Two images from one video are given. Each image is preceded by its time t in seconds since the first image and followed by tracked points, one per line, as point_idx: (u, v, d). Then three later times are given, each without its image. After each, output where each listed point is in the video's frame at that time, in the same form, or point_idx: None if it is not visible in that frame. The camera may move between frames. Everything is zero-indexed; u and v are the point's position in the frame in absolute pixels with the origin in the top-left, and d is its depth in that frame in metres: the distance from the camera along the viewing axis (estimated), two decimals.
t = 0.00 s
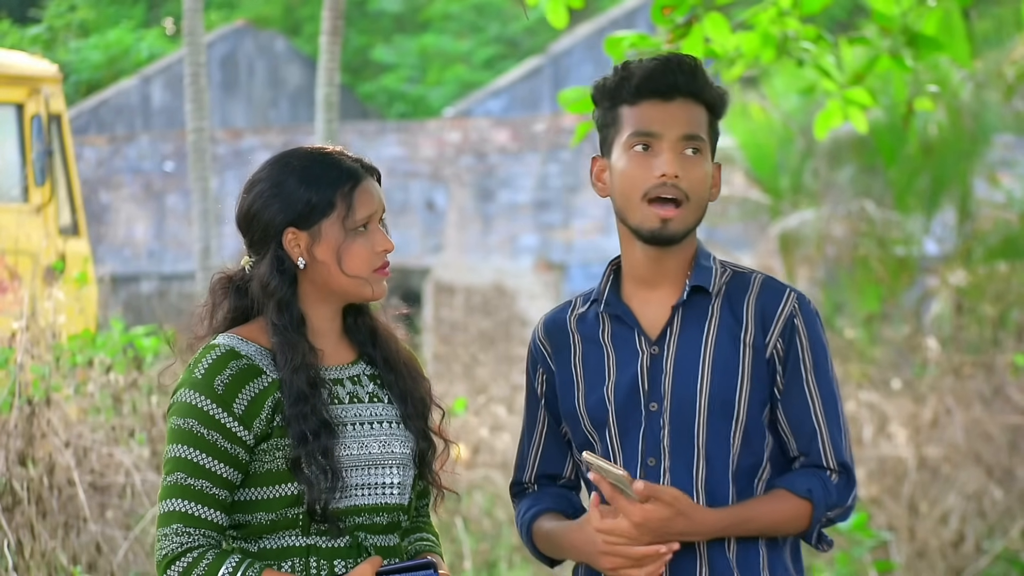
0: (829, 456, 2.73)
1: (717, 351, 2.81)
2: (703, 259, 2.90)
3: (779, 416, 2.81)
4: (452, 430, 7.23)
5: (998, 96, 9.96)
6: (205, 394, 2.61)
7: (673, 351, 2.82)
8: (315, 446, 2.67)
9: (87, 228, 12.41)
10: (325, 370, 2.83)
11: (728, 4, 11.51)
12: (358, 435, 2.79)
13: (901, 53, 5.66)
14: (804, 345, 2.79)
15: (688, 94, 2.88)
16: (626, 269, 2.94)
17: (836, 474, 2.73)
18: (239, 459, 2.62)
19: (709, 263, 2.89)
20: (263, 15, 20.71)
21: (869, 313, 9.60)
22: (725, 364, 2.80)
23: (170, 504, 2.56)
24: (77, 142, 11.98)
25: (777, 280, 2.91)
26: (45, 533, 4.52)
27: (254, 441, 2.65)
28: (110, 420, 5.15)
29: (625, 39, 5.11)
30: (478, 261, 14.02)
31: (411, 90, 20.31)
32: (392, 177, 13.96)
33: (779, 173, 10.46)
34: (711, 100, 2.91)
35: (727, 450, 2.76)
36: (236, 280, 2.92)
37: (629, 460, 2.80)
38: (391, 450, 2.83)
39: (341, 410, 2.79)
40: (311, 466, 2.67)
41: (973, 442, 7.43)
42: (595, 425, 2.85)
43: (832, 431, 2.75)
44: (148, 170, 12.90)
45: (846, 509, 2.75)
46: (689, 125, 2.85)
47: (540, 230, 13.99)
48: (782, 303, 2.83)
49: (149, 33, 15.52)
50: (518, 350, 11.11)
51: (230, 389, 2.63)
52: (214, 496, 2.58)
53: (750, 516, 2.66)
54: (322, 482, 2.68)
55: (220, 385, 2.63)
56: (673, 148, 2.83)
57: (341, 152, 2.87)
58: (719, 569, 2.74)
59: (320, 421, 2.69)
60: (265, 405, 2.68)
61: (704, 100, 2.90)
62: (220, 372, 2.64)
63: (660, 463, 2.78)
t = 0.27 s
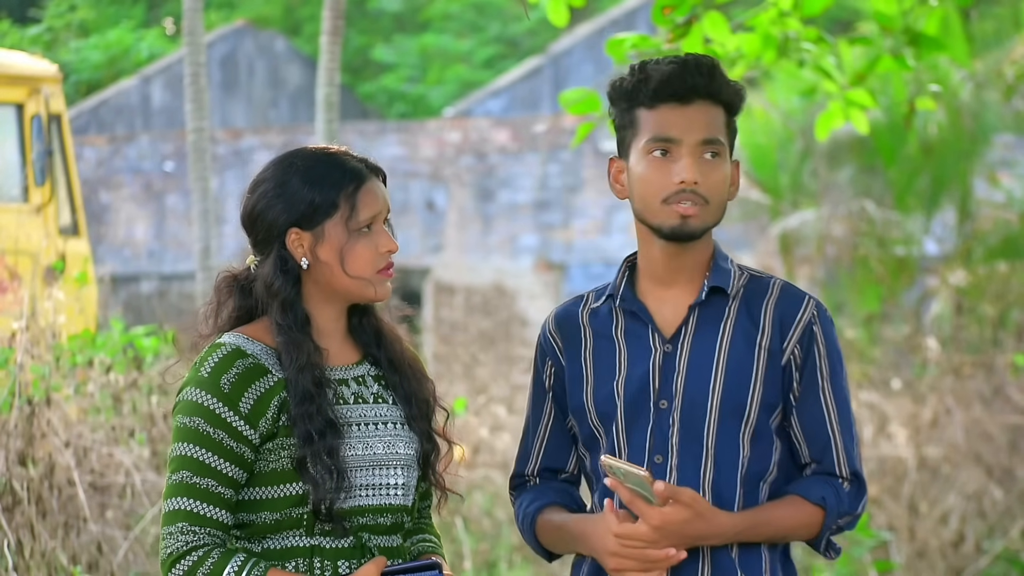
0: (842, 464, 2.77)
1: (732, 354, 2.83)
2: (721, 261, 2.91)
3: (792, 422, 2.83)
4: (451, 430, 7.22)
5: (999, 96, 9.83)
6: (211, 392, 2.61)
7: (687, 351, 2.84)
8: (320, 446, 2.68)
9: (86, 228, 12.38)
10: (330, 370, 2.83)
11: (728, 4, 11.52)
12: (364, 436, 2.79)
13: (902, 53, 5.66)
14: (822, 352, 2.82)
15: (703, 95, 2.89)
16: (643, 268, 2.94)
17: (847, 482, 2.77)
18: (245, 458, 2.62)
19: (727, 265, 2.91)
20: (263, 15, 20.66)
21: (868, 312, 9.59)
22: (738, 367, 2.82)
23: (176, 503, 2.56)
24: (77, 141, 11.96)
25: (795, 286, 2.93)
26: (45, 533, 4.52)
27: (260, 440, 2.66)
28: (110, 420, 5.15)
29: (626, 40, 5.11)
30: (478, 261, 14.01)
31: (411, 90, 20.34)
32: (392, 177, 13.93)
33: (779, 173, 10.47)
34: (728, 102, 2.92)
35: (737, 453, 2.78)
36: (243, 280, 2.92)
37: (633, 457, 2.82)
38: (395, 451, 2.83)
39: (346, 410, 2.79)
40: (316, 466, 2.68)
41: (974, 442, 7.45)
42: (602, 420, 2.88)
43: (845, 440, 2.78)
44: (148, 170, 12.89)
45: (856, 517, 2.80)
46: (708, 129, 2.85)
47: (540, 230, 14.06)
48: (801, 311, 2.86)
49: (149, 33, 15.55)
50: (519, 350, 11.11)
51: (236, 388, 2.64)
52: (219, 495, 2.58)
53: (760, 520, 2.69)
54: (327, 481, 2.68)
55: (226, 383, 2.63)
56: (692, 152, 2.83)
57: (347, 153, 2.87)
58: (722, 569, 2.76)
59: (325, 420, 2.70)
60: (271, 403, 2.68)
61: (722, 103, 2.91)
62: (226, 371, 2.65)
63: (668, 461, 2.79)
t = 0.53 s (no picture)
0: (847, 471, 2.71)
1: (735, 360, 2.78)
2: (730, 266, 2.87)
3: (796, 428, 2.78)
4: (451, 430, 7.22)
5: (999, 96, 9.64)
6: (216, 390, 2.62)
7: (692, 354, 2.81)
8: (325, 444, 2.67)
9: (87, 228, 12.39)
10: (335, 370, 2.82)
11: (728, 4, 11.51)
12: (368, 435, 2.79)
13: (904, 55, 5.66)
14: (824, 356, 2.76)
15: (699, 86, 2.90)
16: (656, 270, 2.93)
17: (853, 489, 2.71)
18: (249, 456, 2.63)
19: (736, 268, 2.87)
20: (263, 16, 20.65)
21: (869, 313, 9.63)
22: (741, 374, 2.77)
23: (180, 500, 2.57)
24: (77, 141, 11.97)
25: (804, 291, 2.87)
26: (45, 533, 4.52)
27: (264, 437, 2.66)
28: (110, 420, 5.15)
29: (627, 40, 5.11)
30: (478, 261, 14.00)
31: (411, 89, 20.39)
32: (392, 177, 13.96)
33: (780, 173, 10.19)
34: (734, 97, 2.90)
35: (738, 458, 2.74)
36: (244, 279, 2.91)
37: (639, 462, 2.79)
38: (400, 451, 2.82)
39: (351, 410, 2.79)
40: (321, 464, 2.67)
41: (974, 442, 7.44)
42: (610, 423, 2.85)
43: (849, 447, 2.72)
44: (148, 170, 12.90)
45: (865, 525, 2.73)
46: (699, 118, 2.85)
47: (540, 230, 14.08)
48: (804, 315, 2.80)
49: (149, 33, 15.56)
50: (519, 350, 11.11)
51: (241, 385, 2.64)
52: (224, 492, 2.58)
53: (753, 526, 2.64)
54: (331, 480, 2.67)
55: (232, 380, 2.64)
56: (679, 139, 2.84)
57: (351, 152, 2.86)
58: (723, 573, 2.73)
59: (330, 419, 2.69)
60: (276, 402, 2.68)
61: (724, 96, 2.90)
62: (231, 368, 2.65)
63: (670, 468, 2.76)
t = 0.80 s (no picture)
0: (835, 485, 2.66)
1: (731, 369, 2.75)
2: (739, 274, 2.83)
3: (790, 439, 2.73)
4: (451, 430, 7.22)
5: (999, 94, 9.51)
6: (219, 388, 2.61)
7: (693, 359, 2.79)
8: (327, 442, 2.68)
9: (87, 229, 12.41)
10: (337, 369, 2.82)
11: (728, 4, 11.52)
12: (370, 434, 2.79)
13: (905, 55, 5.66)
14: (818, 368, 2.71)
15: (700, 94, 2.89)
16: (674, 278, 2.92)
17: (840, 503, 2.66)
18: (252, 454, 2.62)
19: (745, 276, 2.83)
20: (263, 16, 20.66)
21: (868, 313, 9.61)
22: (734, 385, 2.74)
23: (184, 498, 2.56)
24: (77, 141, 11.99)
25: (809, 301, 2.82)
26: (45, 533, 4.51)
27: (267, 436, 2.65)
28: (110, 420, 5.15)
29: (628, 41, 5.10)
30: (478, 261, 13.98)
31: (411, 90, 20.38)
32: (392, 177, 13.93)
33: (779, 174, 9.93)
34: (734, 101, 2.88)
35: (730, 466, 2.71)
36: (247, 277, 2.90)
37: (641, 465, 2.80)
38: (402, 451, 2.82)
39: (353, 410, 2.79)
40: (324, 461, 2.67)
41: (974, 442, 7.44)
42: (619, 425, 2.85)
43: (839, 460, 2.67)
44: (148, 170, 12.89)
45: (855, 540, 2.68)
46: (694, 127, 2.85)
47: (540, 230, 14.09)
48: (800, 325, 2.75)
49: (148, 33, 15.58)
50: (519, 350, 11.12)
51: (244, 384, 2.64)
52: (227, 490, 2.58)
53: (727, 537, 2.61)
54: (335, 477, 2.69)
55: (234, 379, 2.63)
56: (674, 149, 2.84)
57: (354, 154, 2.84)
58: None
59: (332, 416, 2.69)
60: (278, 400, 2.68)
61: (723, 102, 2.87)
62: (235, 366, 2.65)
63: (666, 472, 2.75)
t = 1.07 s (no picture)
0: (836, 495, 2.63)
1: (738, 375, 2.73)
2: (751, 282, 2.82)
3: (795, 447, 2.70)
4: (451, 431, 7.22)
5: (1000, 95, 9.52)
6: (222, 388, 2.61)
7: (703, 364, 2.78)
8: (329, 440, 2.68)
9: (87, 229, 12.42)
10: (339, 369, 2.82)
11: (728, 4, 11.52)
12: (371, 434, 2.78)
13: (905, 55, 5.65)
14: (824, 378, 2.67)
15: (694, 106, 2.86)
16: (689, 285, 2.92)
17: (841, 514, 2.63)
18: (256, 453, 2.61)
19: (757, 284, 2.81)
20: (263, 16, 20.65)
21: (868, 313, 9.69)
22: (740, 392, 2.71)
23: (191, 499, 2.55)
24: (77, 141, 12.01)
25: (821, 309, 2.78)
26: (45, 533, 4.50)
27: (270, 436, 2.65)
28: (110, 420, 5.15)
29: (629, 41, 5.10)
30: (478, 261, 13.93)
31: (411, 89, 20.39)
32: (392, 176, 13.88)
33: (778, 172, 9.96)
34: (730, 109, 2.85)
35: (732, 473, 2.70)
36: (251, 274, 2.90)
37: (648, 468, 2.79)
38: (405, 451, 2.82)
39: (354, 410, 2.78)
40: (326, 460, 2.68)
41: (974, 442, 7.44)
42: (629, 426, 2.86)
43: (841, 472, 2.63)
44: (148, 170, 12.89)
45: (857, 551, 2.65)
46: (690, 141, 2.83)
47: (540, 230, 14.09)
48: (808, 335, 2.72)
49: (148, 33, 15.61)
50: (519, 349, 11.12)
51: (247, 383, 2.63)
52: (233, 490, 2.57)
53: (724, 546, 2.61)
54: (337, 475, 2.69)
55: (237, 378, 2.63)
56: (671, 165, 2.82)
57: (353, 155, 2.83)
58: None
59: (333, 414, 2.70)
60: (280, 401, 2.67)
61: (720, 112, 2.85)
62: (238, 366, 2.64)
63: (669, 475, 2.75)
